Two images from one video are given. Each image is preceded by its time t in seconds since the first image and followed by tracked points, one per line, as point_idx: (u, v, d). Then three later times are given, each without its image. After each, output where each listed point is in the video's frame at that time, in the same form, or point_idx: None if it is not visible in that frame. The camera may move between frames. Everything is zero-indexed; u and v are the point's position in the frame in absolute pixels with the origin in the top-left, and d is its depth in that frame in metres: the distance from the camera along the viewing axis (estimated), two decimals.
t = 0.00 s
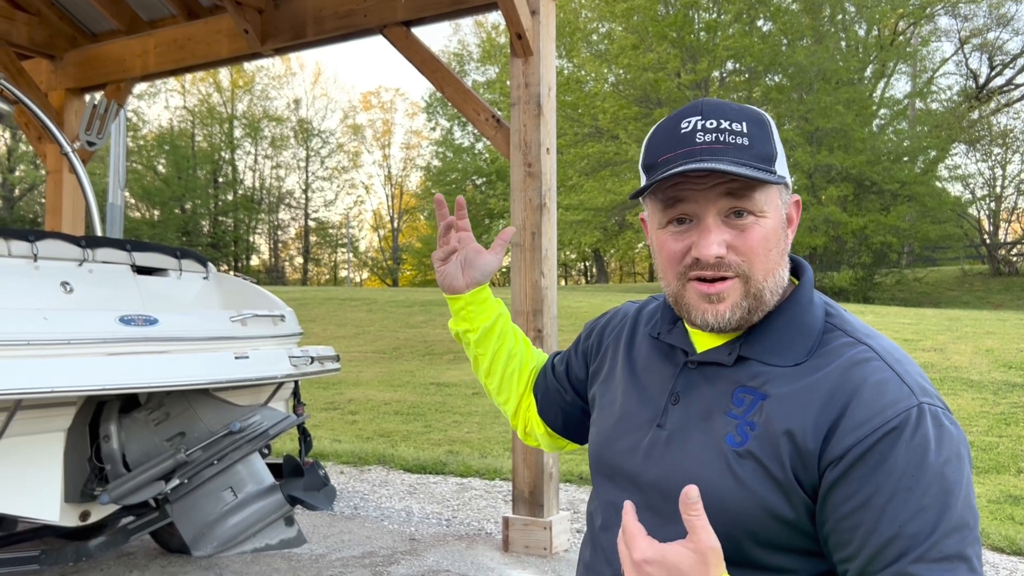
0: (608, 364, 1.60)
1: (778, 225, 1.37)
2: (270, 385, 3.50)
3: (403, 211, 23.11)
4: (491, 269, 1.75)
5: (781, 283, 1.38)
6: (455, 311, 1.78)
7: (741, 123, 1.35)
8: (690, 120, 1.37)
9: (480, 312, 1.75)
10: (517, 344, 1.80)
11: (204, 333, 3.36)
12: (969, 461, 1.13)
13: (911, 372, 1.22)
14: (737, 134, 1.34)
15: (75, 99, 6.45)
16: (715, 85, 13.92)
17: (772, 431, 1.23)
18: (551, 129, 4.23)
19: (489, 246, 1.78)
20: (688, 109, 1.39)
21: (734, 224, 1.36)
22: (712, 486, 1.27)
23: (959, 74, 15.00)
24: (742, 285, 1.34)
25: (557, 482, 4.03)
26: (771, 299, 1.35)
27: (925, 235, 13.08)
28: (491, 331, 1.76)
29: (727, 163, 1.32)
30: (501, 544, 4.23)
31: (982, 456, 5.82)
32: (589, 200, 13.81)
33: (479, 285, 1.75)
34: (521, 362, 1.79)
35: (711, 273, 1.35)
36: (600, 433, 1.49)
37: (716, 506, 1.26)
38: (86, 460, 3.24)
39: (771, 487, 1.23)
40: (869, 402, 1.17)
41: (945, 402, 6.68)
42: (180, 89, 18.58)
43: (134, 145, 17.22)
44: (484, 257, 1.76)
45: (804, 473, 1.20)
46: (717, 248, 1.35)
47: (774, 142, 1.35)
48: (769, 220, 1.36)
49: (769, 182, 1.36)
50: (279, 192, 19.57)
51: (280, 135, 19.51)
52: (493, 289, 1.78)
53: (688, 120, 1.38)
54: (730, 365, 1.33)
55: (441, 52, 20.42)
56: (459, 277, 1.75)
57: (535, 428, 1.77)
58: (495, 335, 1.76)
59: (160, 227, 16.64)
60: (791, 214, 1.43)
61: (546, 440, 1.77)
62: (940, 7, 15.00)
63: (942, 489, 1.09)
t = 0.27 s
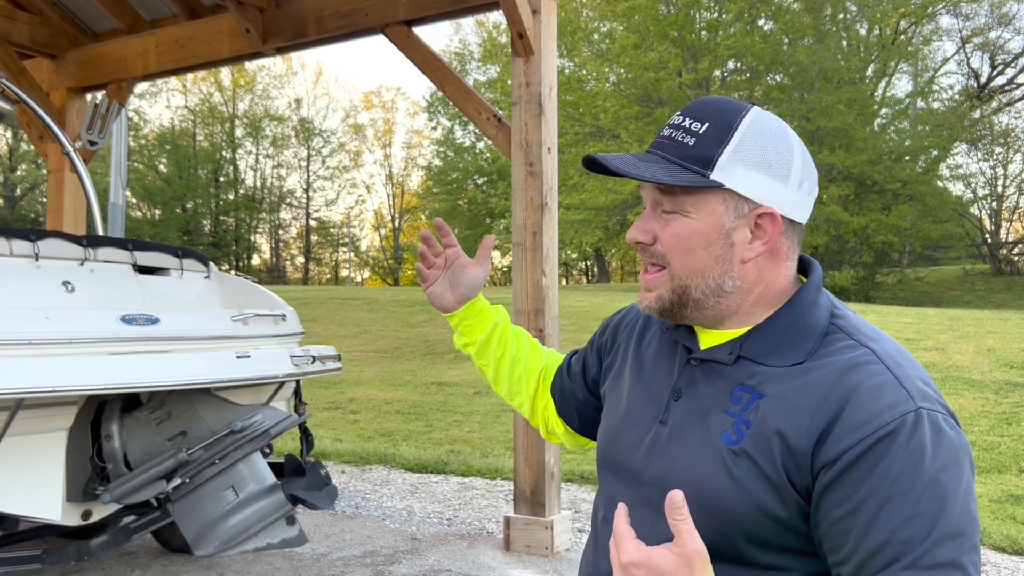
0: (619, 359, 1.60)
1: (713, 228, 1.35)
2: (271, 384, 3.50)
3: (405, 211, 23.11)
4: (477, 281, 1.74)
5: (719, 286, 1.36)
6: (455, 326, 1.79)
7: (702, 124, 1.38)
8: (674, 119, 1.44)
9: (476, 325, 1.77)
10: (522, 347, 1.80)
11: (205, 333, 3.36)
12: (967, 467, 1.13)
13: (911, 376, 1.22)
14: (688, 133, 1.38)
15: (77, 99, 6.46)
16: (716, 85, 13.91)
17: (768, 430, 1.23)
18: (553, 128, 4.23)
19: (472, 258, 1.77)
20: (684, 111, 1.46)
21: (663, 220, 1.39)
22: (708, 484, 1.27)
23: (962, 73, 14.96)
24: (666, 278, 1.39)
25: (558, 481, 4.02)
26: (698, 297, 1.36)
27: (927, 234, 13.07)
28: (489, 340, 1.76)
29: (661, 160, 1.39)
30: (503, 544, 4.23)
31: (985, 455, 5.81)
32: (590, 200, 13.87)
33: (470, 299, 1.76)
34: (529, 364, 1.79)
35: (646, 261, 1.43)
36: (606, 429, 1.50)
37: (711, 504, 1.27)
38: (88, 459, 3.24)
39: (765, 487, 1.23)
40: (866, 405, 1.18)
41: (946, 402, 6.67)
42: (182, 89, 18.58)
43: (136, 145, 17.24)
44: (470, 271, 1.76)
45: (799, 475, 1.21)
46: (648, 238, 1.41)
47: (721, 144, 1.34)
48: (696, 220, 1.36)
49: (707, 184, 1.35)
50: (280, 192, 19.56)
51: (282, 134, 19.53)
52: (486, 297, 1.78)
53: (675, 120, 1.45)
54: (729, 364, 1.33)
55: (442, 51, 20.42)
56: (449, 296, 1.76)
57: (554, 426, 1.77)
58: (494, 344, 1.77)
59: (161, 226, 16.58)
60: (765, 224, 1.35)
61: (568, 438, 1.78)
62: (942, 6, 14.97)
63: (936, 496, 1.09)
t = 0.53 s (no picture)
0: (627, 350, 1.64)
1: (682, 225, 1.38)
2: (272, 384, 3.51)
3: (405, 211, 23.11)
4: (500, 207, 1.89)
5: (693, 281, 1.39)
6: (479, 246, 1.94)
7: (673, 127, 1.41)
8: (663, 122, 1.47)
9: (496, 248, 1.92)
10: (538, 281, 1.93)
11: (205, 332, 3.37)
12: (943, 470, 1.10)
13: (892, 376, 1.20)
14: (660, 138, 1.42)
15: (77, 99, 6.45)
16: (717, 84, 13.92)
17: (745, 425, 1.24)
18: (553, 128, 4.23)
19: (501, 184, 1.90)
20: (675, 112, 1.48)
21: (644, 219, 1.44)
22: (686, 476, 1.29)
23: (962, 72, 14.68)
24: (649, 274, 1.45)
25: (558, 481, 4.02)
26: (675, 291, 1.41)
27: (927, 234, 12.91)
28: (506, 264, 1.91)
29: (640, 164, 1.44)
30: (503, 543, 4.24)
31: (985, 455, 5.80)
32: (591, 199, 13.96)
33: (492, 222, 1.90)
34: (543, 299, 1.91)
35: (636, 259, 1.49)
36: (614, 415, 1.55)
37: (688, 496, 1.29)
38: (88, 459, 3.24)
39: (742, 482, 1.24)
40: (840, 403, 1.17)
41: (946, 402, 6.67)
42: (182, 88, 18.86)
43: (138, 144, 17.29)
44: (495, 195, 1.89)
45: (773, 471, 1.21)
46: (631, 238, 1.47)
47: (686, 146, 1.36)
48: (666, 218, 1.40)
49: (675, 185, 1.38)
50: (281, 191, 19.39)
51: (283, 134, 19.55)
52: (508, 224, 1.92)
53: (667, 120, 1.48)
54: (717, 359, 1.35)
55: (442, 51, 20.43)
56: (473, 216, 1.90)
57: (555, 366, 1.90)
58: (510, 268, 1.91)
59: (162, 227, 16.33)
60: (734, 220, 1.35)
61: (565, 381, 1.90)
62: (942, 6, 14.97)
63: (902, 497, 1.07)
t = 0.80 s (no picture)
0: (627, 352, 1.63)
1: (686, 222, 1.37)
2: (271, 384, 3.51)
3: (404, 210, 23.08)
4: (528, 234, 1.84)
5: (692, 277, 1.38)
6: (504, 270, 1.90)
7: (676, 123, 1.39)
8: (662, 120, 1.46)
9: (520, 275, 1.87)
10: (559, 308, 1.87)
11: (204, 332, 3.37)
12: (922, 471, 1.07)
13: (874, 376, 1.17)
14: (662, 134, 1.40)
15: (76, 98, 6.44)
16: (716, 84, 13.90)
17: (727, 425, 1.22)
18: (552, 128, 4.23)
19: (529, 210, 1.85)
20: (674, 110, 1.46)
21: (645, 216, 1.43)
22: (670, 475, 1.28)
23: (961, 73, 15.05)
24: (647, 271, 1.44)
25: (558, 481, 4.02)
26: (674, 288, 1.40)
27: (927, 233, 13.05)
28: (529, 292, 1.86)
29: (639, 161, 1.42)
30: (502, 543, 4.23)
31: (984, 455, 5.81)
32: (589, 199, 13.89)
33: (518, 249, 1.85)
34: (562, 327, 1.85)
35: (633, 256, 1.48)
36: (614, 416, 1.53)
37: (671, 494, 1.27)
38: (87, 459, 3.24)
39: (723, 481, 1.22)
40: (819, 402, 1.14)
41: (946, 401, 6.67)
42: (181, 88, 18.71)
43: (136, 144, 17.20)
44: (524, 221, 1.85)
45: (753, 468, 1.19)
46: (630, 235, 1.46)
47: (688, 144, 1.36)
48: (669, 214, 1.38)
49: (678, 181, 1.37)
50: (280, 191, 19.48)
51: (281, 134, 19.50)
52: (535, 250, 1.87)
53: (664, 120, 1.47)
54: (707, 359, 1.33)
55: (441, 51, 20.40)
56: (500, 241, 1.86)
57: (570, 391, 1.85)
58: (532, 297, 1.86)
59: (161, 227, 16.37)
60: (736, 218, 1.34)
61: (580, 405, 1.85)
62: (942, 5, 14.94)
63: (874, 496, 1.05)
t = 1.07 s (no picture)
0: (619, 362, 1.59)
1: (758, 224, 1.27)
2: (269, 384, 3.51)
3: (402, 211, 23.07)
4: (524, 276, 1.75)
5: (759, 282, 1.28)
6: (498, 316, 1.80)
7: (725, 123, 1.27)
8: (678, 120, 1.30)
9: (516, 318, 1.77)
10: (556, 345, 1.78)
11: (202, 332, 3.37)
12: (927, 457, 1.02)
13: (878, 364, 1.12)
14: (718, 133, 1.25)
15: (74, 99, 6.44)
16: (714, 84, 13.93)
17: (729, 418, 1.17)
18: (550, 129, 4.23)
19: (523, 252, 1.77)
20: (679, 112, 1.33)
21: (708, 219, 1.27)
22: (674, 472, 1.23)
23: (958, 73, 15.11)
24: (711, 278, 1.27)
25: (556, 481, 4.02)
26: (745, 295, 1.27)
27: (924, 233, 13.08)
28: (527, 334, 1.77)
29: (700, 160, 1.24)
30: (500, 544, 4.23)
31: (981, 455, 5.82)
32: (588, 199, 13.75)
33: (514, 292, 1.76)
34: (559, 362, 1.76)
35: (682, 264, 1.29)
36: (606, 425, 1.48)
37: (676, 490, 1.22)
38: (85, 459, 3.24)
39: (727, 475, 1.17)
40: (822, 389, 1.10)
41: (943, 401, 6.68)
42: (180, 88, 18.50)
43: (134, 144, 17.17)
44: (520, 263, 1.76)
45: (756, 459, 1.14)
46: (688, 240, 1.28)
47: (756, 141, 1.25)
48: (746, 217, 1.26)
49: (749, 181, 1.26)
50: (278, 191, 19.49)
51: (280, 134, 19.49)
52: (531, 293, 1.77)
53: (678, 120, 1.31)
54: (707, 356, 1.28)
55: (440, 51, 20.42)
56: (495, 285, 1.76)
57: (574, 426, 1.74)
58: (530, 338, 1.77)
59: (159, 226, 16.66)
60: (784, 218, 1.31)
61: (586, 437, 1.74)
62: (939, 6, 14.97)
63: (882, 480, 1.00)
